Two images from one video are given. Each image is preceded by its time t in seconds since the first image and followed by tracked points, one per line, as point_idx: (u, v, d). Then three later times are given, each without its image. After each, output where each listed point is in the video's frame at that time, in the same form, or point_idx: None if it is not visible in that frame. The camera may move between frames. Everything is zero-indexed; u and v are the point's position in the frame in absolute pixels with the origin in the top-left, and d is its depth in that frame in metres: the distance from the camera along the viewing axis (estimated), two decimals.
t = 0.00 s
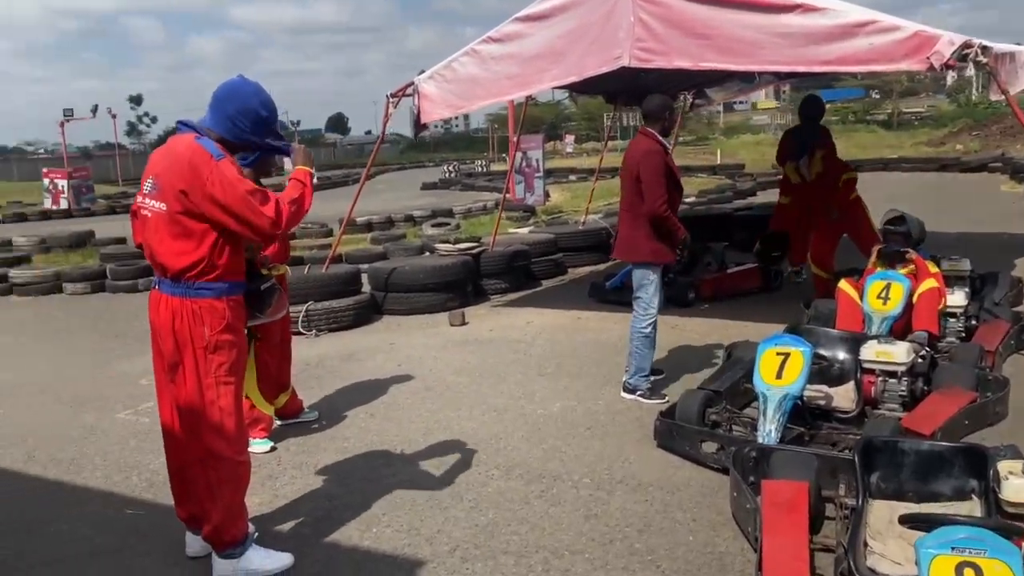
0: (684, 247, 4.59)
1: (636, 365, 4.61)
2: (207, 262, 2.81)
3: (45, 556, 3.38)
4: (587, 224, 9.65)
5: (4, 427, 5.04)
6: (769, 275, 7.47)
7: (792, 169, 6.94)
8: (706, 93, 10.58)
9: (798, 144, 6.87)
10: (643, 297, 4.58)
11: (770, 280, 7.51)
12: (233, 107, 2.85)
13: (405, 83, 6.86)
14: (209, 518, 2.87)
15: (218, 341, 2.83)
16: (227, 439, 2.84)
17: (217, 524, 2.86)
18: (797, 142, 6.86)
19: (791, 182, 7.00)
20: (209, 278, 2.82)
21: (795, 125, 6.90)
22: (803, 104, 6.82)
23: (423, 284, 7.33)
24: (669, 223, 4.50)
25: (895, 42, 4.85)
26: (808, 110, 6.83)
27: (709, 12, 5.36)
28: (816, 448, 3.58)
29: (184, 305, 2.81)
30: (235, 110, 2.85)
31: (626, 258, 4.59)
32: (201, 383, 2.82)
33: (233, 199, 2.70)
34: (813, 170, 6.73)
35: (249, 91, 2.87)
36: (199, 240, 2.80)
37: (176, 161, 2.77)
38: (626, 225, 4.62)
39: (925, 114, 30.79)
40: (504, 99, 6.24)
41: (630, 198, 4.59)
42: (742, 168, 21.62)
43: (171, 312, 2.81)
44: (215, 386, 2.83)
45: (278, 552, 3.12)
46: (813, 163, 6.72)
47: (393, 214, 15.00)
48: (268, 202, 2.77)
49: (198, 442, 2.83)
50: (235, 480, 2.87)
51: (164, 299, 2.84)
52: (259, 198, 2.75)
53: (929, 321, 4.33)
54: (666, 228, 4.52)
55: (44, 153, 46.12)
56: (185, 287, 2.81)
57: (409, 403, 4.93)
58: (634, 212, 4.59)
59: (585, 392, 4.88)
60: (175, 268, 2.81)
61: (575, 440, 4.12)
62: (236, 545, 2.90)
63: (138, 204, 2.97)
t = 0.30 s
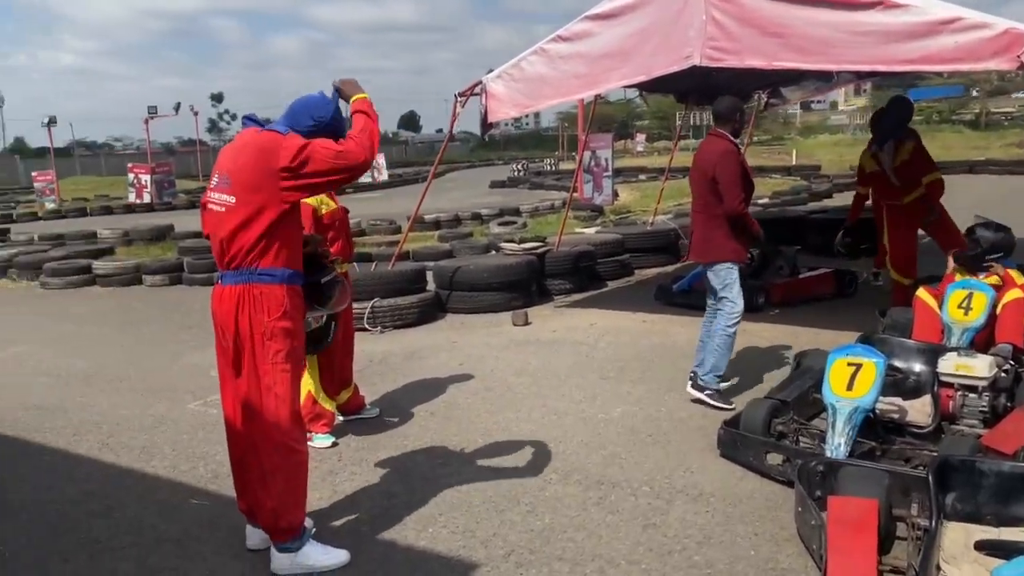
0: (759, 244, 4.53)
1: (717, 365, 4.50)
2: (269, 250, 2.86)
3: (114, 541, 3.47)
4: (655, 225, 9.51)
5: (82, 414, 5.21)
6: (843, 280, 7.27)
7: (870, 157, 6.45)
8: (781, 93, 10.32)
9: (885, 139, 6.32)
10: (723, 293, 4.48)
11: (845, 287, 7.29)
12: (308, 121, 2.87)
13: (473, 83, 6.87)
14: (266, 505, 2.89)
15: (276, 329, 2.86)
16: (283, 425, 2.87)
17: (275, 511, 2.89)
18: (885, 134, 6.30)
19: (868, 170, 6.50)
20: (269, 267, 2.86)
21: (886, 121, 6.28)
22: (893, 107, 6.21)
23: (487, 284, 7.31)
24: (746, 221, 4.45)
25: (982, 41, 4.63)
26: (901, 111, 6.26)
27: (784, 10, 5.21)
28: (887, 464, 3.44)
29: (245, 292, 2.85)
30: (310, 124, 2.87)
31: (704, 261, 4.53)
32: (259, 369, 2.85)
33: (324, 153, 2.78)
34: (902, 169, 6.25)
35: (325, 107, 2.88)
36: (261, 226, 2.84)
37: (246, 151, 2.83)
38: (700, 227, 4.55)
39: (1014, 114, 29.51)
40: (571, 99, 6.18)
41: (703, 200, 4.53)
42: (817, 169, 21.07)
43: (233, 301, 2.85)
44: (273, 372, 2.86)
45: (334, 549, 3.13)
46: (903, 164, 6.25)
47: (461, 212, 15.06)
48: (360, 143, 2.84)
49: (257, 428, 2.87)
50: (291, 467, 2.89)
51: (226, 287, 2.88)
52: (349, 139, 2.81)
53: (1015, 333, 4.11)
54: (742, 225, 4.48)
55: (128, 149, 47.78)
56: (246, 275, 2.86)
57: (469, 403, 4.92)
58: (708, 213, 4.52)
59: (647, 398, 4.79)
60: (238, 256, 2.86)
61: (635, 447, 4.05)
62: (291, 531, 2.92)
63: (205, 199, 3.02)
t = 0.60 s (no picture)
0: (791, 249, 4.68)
1: (774, 368, 4.66)
2: (291, 259, 2.85)
3: (138, 548, 3.48)
4: (681, 233, 9.45)
5: (110, 419, 5.26)
6: (873, 291, 7.15)
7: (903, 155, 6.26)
8: (809, 100, 10.21)
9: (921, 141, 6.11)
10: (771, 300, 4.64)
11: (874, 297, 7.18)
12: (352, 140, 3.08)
13: (498, 91, 6.88)
14: (287, 515, 2.88)
15: (297, 338, 2.87)
16: (304, 433, 2.87)
17: (296, 521, 2.88)
18: (921, 137, 6.08)
19: (897, 166, 6.31)
20: (291, 275, 2.86)
21: (925, 125, 6.04)
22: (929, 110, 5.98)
23: (511, 291, 7.29)
24: (783, 227, 4.57)
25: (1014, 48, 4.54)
26: (943, 113, 6.06)
27: (811, 17, 5.15)
28: (917, 481, 3.37)
29: (267, 301, 2.85)
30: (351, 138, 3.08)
31: (743, 266, 4.62)
32: (281, 377, 2.86)
33: (329, 171, 2.71)
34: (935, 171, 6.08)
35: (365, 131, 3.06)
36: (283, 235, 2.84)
37: (269, 161, 2.83)
38: (737, 234, 4.64)
39: None
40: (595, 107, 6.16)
41: (742, 207, 4.62)
42: (846, 176, 20.83)
43: (255, 309, 2.85)
44: (294, 381, 2.86)
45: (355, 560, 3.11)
46: (937, 166, 6.08)
47: (486, 219, 15.06)
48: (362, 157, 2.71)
49: (278, 438, 2.86)
50: (311, 475, 2.89)
51: (248, 297, 2.88)
52: (354, 155, 2.71)
53: None
54: (779, 231, 4.59)
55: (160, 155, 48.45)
56: (267, 284, 2.86)
57: (491, 412, 4.89)
58: (746, 221, 4.61)
59: (672, 409, 4.74)
60: (261, 265, 2.86)
61: (659, 460, 4.00)
62: (311, 541, 2.90)
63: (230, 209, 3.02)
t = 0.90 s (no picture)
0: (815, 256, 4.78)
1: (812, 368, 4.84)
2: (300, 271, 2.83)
3: (146, 559, 3.47)
4: (691, 239, 9.41)
5: (121, 428, 5.26)
6: (885, 297, 7.09)
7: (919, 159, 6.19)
8: (820, 105, 10.16)
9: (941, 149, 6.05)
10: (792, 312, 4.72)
11: (887, 303, 7.12)
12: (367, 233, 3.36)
13: (508, 99, 6.86)
14: (298, 530, 2.87)
15: (308, 349, 2.85)
16: (315, 446, 2.86)
17: (306, 534, 2.86)
18: (940, 143, 6.02)
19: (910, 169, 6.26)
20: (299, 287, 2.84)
21: (948, 131, 5.96)
22: (954, 117, 5.95)
23: (521, 299, 7.26)
24: (814, 235, 4.63)
25: None
26: (971, 120, 6.00)
27: (822, 22, 5.12)
28: (932, 490, 3.33)
29: (279, 313, 2.84)
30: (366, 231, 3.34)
31: (774, 272, 4.63)
32: (292, 388, 2.85)
33: (286, 236, 2.72)
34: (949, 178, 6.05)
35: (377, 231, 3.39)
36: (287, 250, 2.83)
37: (264, 176, 2.82)
38: (769, 239, 4.63)
39: None
40: (605, 114, 6.15)
41: (777, 213, 4.61)
42: (857, 182, 20.73)
43: (267, 321, 2.84)
44: (306, 393, 2.85)
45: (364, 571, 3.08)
46: (953, 173, 6.05)
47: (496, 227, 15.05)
48: (309, 249, 2.72)
49: (290, 449, 2.86)
50: (322, 488, 2.87)
51: (260, 308, 2.87)
52: (302, 248, 2.71)
53: None
54: (809, 239, 4.65)
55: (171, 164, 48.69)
56: (278, 296, 2.84)
57: (501, 421, 4.87)
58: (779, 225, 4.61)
59: (683, 418, 4.71)
60: (265, 276, 2.83)
61: (670, 469, 3.97)
62: (322, 555, 2.89)
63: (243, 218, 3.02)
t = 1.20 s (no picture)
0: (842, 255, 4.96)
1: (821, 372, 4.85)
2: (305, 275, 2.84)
3: (153, 564, 3.47)
4: (696, 242, 9.39)
5: (126, 434, 5.27)
6: (891, 298, 7.07)
7: (913, 161, 6.18)
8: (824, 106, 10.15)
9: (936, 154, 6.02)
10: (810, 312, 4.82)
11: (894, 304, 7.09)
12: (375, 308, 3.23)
13: (511, 102, 6.86)
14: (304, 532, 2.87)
15: (313, 351, 2.85)
16: (322, 447, 2.86)
17: (313, 536, 2.86)
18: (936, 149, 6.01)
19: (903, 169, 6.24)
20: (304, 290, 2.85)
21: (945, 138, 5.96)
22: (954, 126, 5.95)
23: (526, 302, 7.25)
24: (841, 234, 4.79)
25: None
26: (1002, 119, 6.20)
27: (826, 23, 5.12)
28: (940, 491, 3.32)
29: (284, 316, 2.85)
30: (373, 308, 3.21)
31: (802, 270, 4.78)
32: (298, 390, 2.85)
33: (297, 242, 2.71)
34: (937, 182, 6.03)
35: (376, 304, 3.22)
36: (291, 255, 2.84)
37: (269, 183, 2.82)
38: (798, 238, 4.79)
39: None
40: (608, 117, 6.14)
41: (805, 213, 4.77)
42: (862, 182, 20.70)
43: (273, 324, 2.86)
44: (312, 394, 2.86)
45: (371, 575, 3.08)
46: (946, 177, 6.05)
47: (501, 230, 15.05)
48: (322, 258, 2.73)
49: (295, 451, 2.86)
50: (329, 489, 2.87)
51: (266, 312, 2.89)
52: (315, 258, 2.71)
53: None
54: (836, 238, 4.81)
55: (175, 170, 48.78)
56: (283, 300, 2.86)
57: (507, 424, 4.87)
58: (808, 225, 4.77)
59: (689, 420, 4.70)
60: (271, 280, 2.84)
61: (677, 472, 3.96)
62: (330, 557, 2.89)
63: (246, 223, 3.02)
